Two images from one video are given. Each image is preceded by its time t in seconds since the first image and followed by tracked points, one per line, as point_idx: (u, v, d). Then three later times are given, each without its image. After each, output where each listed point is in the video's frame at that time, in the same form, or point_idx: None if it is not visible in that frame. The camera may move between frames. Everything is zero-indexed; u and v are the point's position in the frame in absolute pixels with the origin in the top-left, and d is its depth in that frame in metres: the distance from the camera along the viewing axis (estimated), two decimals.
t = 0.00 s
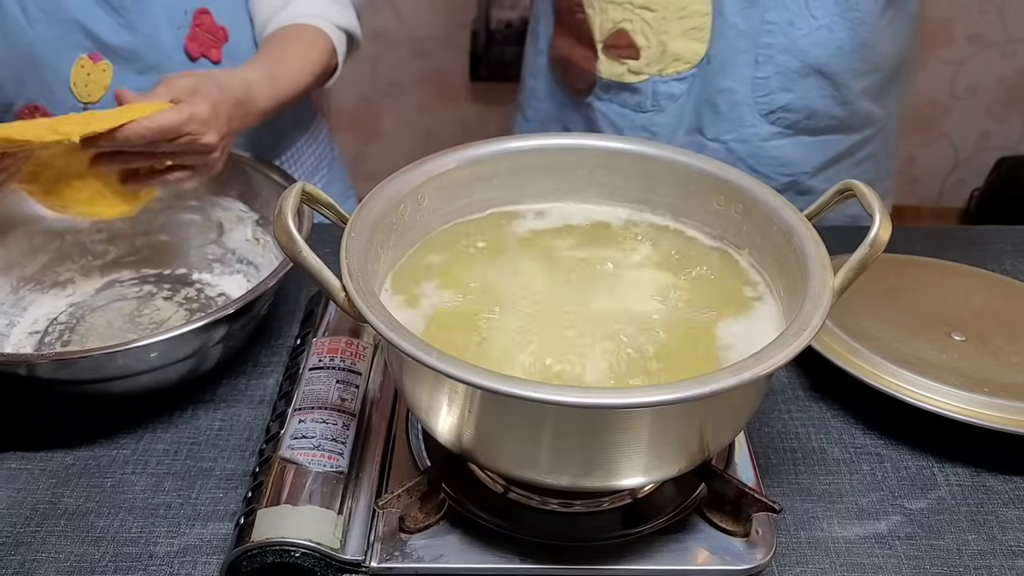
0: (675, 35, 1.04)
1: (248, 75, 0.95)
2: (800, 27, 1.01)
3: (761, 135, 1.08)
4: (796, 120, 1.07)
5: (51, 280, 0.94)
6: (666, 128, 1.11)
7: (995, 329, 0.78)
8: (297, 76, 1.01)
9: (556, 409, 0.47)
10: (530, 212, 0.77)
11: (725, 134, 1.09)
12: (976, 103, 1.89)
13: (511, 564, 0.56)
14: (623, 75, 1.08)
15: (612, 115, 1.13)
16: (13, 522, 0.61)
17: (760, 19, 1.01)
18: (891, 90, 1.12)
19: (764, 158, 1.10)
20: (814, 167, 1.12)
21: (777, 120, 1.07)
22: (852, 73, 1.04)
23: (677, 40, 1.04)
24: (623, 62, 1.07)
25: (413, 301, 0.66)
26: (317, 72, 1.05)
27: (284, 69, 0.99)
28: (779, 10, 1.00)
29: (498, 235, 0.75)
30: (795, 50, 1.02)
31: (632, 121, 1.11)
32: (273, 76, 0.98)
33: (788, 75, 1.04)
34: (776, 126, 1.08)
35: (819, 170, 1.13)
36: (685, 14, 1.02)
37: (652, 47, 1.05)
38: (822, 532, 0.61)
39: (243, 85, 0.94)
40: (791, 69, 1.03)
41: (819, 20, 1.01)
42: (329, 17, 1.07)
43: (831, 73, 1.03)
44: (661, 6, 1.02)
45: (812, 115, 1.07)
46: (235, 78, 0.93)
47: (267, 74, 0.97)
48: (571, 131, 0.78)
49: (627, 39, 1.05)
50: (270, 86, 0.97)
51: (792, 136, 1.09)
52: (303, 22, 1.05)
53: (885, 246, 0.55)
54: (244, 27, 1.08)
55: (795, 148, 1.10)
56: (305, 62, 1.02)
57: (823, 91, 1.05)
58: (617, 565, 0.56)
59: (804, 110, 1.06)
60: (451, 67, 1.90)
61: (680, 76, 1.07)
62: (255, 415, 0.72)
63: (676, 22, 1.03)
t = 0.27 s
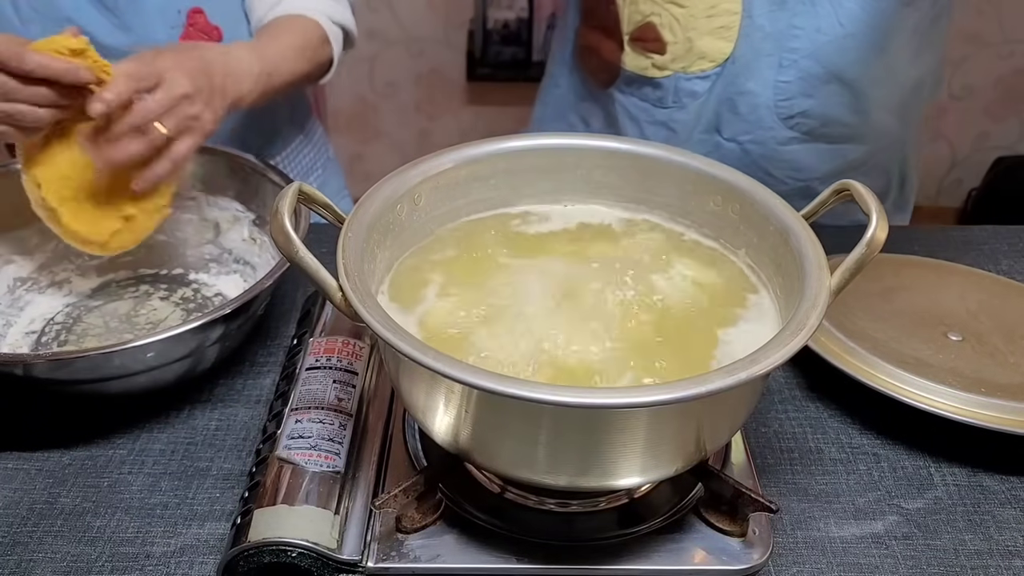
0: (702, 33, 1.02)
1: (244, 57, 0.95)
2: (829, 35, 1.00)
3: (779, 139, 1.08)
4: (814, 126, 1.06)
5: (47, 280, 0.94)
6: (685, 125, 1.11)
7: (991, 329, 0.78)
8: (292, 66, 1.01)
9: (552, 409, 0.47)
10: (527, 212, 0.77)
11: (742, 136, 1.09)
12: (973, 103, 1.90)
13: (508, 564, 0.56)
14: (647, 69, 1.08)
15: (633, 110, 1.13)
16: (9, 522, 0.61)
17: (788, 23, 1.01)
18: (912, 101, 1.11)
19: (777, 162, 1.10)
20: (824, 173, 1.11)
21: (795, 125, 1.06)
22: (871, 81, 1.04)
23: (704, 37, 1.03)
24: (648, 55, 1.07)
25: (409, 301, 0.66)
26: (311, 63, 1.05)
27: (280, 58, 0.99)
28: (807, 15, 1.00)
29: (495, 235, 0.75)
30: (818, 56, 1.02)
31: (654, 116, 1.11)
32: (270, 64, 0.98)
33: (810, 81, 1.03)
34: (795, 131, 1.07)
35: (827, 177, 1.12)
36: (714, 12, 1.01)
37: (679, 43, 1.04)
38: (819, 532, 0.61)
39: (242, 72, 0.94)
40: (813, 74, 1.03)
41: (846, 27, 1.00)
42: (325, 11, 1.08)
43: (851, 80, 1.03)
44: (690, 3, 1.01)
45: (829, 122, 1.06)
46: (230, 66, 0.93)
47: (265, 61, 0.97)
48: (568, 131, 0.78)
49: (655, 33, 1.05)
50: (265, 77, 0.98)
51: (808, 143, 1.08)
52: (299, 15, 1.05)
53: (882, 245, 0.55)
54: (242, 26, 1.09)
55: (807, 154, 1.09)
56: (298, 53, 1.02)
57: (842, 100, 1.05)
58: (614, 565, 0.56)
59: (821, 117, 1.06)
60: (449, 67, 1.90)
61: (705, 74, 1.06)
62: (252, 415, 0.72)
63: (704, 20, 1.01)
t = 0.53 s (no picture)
0: (723, 36, 1.02)
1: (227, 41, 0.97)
2: (850, 42, 1.00)
3: (798, 144, 1.08)
4: (834, 133, 1.06)
5: (46, 280, 0.94)
6: (705, 128, 1.10)
7: (991, 329, 0.78)
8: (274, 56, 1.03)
9: (552, 409, 0.47)
10: (527, 212, 0.78)
11: (761, 140, 1.09)
12: (972, 103, 1.90)
13: (508, 564, 0.56)
14: (668, 70, 1.07)
15: (656, 111, 1.12)
16: (9, 522, 0.61)
17: (808, 28, 1.00)
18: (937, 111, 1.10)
19: (797, 168, 1.10)
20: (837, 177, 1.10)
21: (814, 131, 1.06)
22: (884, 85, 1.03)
23: (725, 41, 1.02)
24: (670, 57, 1.07)
25: (409, 301, 0.66)
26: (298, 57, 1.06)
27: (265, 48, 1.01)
28: (829, 21, 0.99)
29: (495, 235, 0.75)
30: (840, 62, 1.01)
31: (674, 117, 1.11)
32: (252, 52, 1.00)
33: (831, 87, 1.03)
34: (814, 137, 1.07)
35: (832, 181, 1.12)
36: (736, 16, 1.00)
37: (699, 46, 1.04)
38: (819, 532, 0.61)
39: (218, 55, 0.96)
40: (834, 81, 1.02)
41: (869, 36, 1.00)
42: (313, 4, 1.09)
43: (874, 90, 1.03)
44: (712, 6, 1.00)
45: (851, 130, 1.06)
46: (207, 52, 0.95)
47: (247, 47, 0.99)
48: (568, 132, 0.78)
49: (676, 34, 1.05)
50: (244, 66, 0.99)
51: (829, 149, 1.08)
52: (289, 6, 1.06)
53: (881, 245, 0.55)
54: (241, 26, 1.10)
55: (830, 160, 1.09)
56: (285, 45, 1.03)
57: (863, 108, 1.05)
58: (614, 565, 0.56)
59: (843, 125, 1.05)
60: (448, 67, 1.90)
61: (725, 77, 1.05)
62: (251, 415, 0.72)
63: (727, 24, 1.01)
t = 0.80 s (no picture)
0: (710, 40, 1.02)
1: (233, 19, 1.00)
2: (837, 41, 1.01)
3: (790, 145, 1.08)
4: (826, 132, 1.07)
5: (46, 280, 0.94)
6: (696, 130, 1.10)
7: (991, 329, 0.78)
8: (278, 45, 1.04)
9: (552, 409, 0.46)
10: (527, 212, 0.78)
11: (754, 142, 1.09)
12: (972, 103, 1.90)
13: (508, 564, 0.56)
14: (658, 75, 1.06)
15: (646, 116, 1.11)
16: (9, 522, 0.61)
17: (796, 29, 1.01)
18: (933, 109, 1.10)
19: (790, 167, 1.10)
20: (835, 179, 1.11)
21: (806, 130, 1.07)
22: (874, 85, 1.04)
23: (712, 44, 1.02)
24: (659, 61, 1.05)
25: (409, 301, 0.66)
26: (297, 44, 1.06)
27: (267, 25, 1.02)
28: (816, 21, 1.01)
29: (495, 235, 0.75)
30: (829, 62, 1.02)
31: (666, 121, 1.10)
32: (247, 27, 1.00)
33: (821, 86, 1.04)
34: (804, 136, 1.08)
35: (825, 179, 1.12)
36: (722, 19, 1.00)
37: (688, 49, 1.03)
38: (819, 532, 0.61)
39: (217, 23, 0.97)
40: (823, 80, 1.03)
41: (856, 35, 1.01)
42: None
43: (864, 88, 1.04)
44: (700, 10, 1.00)
45: (844, 130, 1.07)
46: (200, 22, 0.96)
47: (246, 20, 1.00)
48: (568, 132, 0.78)
49: (664, 39, 1.03)
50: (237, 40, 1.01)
51: (822, 148, 1.09)
52: None
53: (881, 245, 0.55)
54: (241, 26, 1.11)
55: (821, 159, 1.09)
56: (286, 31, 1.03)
57: (856, 109, 1.05)
58: (614, 565, 0.56)
59: (834, 124, 1.06)
60: (448, 67, 1.90)
61: (714, 81, 1.05)
62: (251, 415, 0.72)
63: (713, 27, 1.00)
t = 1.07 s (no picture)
0: (694, 41, 1.02)
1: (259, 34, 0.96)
2: (822, 37, 1.00)
3: (779, 142, 1.07)
4: (815, 128, 1.05)
5: (45, 280, 0.94)
6: (684, 133, 1.10)
7: (991, 328, 0.78)
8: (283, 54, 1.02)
9: (552, 409, 0.46)
10: (527, 212, 0.78)
11: (742, 139, 1.08)
12: (973, 103, 1.90)
13: (508, 564, 0.56)
14: (642, 79, 1.07)
15: (632, 119, 1.11)
16: (9, 522, 0.61)
17: (780, 27, 1.01)
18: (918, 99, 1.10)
19: (781, 164, 1.09)
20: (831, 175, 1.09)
21: (794, 127, 1.06)
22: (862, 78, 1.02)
23: (697, 46, 1.03)
24: (643, 65, 1.06)
25: (409, 301, 0.66)
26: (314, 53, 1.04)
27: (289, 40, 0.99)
28: (801, 18, 1.00)
29: (495, 236, 0.75)
30: (815, 58, 1.01)
31: (653, 125, 1.10)
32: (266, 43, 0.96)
33: (806, 82, 1.02)
34: (795, 133, 1.06)
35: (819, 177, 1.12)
36: (704, 20, 1.01)
37: (671, 52, 1.04)
38: (819, 532, 0.61)
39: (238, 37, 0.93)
40: (810, 76, 1.02)
41: (842, 30, 0.99)
42: None
43: (850, 82, 1.02)
44: (681, 12, 1.00)
45: (834, 125, 1.05)
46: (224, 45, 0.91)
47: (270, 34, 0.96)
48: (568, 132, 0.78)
49: (647, 43, 1.04)
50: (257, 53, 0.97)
51: (811, 144, 1.07)
52: None
53: (881, 245, 0.55)
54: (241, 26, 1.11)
55: (813, 156, 1.08)
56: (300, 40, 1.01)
57: (840, 100, 1.04)
58: (614, 565, 0.56)
59: (824, 119, 1.04)
60: (448, 67, 1.90)
61: (699, 82, 1.05)
62: (251, 415, 0.72)
63: (695, 29, 1.01)
